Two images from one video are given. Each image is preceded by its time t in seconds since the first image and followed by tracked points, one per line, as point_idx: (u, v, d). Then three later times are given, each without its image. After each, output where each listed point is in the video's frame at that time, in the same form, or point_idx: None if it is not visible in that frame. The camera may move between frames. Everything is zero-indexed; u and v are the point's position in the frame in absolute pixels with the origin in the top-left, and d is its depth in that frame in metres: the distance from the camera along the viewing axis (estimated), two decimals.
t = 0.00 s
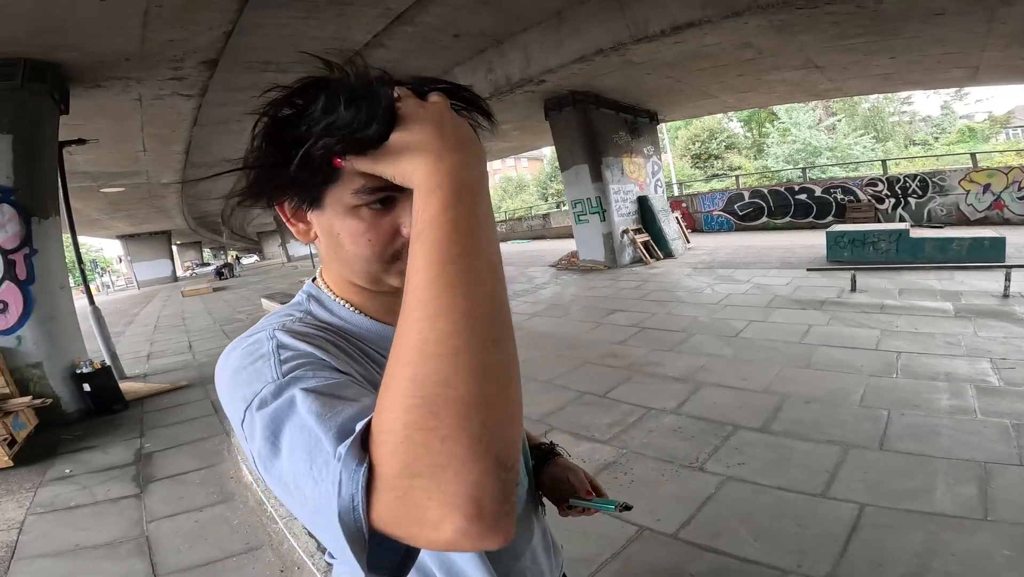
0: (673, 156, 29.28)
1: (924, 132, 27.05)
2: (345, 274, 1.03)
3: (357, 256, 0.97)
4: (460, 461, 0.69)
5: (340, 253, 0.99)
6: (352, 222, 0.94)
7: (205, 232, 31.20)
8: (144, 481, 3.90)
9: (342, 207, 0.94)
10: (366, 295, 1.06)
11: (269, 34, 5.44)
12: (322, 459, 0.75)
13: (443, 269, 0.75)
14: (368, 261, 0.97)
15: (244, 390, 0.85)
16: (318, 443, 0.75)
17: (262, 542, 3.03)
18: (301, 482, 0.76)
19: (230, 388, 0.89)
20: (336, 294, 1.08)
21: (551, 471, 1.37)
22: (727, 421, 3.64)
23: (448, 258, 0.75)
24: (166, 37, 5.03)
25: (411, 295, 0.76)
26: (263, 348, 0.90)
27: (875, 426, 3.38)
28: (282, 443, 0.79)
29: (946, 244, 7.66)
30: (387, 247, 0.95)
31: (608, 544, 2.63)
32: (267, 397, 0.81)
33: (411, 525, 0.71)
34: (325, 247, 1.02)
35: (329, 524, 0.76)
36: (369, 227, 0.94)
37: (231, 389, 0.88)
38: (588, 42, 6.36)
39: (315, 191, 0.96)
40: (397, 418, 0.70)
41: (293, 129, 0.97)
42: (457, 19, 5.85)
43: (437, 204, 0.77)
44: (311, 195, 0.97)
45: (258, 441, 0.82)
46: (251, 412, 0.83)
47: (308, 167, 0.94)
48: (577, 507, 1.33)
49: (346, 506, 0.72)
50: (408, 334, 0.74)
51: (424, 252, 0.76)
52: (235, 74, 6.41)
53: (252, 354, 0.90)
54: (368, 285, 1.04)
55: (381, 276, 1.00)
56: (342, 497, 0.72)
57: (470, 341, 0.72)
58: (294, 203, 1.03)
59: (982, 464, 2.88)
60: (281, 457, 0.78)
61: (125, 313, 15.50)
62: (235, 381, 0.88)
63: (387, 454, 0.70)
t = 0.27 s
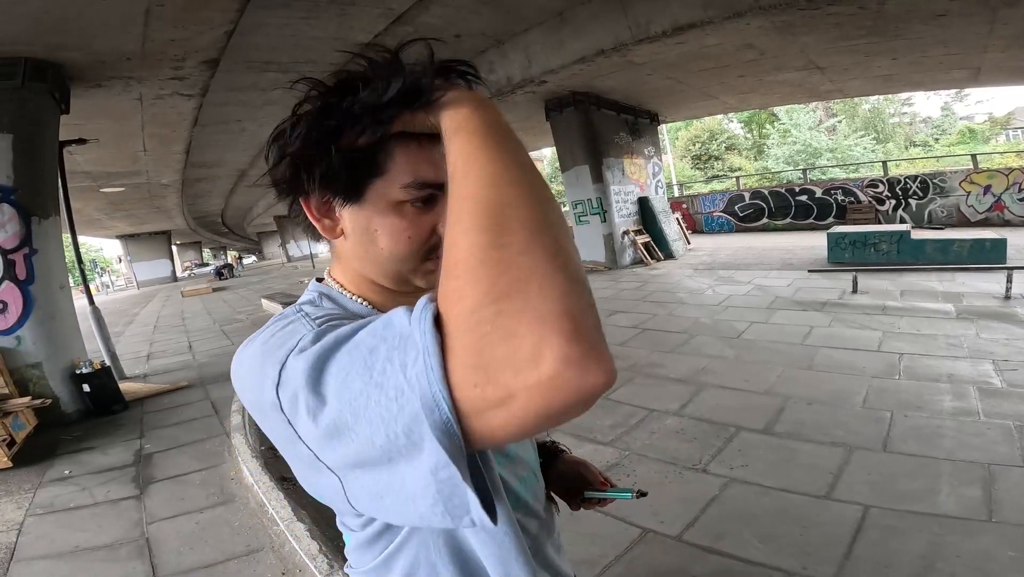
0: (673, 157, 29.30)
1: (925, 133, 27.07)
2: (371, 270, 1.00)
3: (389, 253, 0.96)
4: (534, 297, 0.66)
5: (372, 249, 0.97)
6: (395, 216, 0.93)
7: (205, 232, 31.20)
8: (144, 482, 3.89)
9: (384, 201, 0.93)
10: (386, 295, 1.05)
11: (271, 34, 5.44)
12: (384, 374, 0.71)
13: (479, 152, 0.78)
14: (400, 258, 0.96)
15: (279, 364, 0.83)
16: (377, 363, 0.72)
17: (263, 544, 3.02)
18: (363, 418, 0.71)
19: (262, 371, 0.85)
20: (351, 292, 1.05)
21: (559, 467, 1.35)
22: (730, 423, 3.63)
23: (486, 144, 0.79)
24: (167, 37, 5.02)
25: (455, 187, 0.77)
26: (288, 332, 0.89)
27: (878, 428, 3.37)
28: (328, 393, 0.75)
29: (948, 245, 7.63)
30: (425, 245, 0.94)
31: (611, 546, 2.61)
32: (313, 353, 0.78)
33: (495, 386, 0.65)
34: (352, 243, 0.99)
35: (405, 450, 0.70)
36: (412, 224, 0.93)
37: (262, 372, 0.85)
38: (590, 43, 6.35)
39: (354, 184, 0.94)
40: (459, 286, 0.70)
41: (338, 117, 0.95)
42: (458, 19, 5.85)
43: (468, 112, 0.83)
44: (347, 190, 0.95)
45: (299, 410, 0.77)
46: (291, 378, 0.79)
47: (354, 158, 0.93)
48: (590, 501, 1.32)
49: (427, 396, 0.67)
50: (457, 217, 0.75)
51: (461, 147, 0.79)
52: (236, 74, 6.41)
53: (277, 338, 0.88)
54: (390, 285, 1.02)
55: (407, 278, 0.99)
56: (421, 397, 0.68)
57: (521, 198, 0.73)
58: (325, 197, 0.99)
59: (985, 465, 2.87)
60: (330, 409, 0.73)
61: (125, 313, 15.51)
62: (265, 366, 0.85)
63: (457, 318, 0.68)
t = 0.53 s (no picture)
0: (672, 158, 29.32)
1: (924, 134, 27.11)
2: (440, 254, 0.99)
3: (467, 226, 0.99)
4: (576, 170, 0.70)
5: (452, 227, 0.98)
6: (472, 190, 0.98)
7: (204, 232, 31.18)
8: (143, 483, 3.88)
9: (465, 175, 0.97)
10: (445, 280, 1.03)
11: (272, 34, 5.43)
12: (439, 282, 0.72)
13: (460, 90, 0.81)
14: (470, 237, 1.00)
15: (323, 316, 0.83)
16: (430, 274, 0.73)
17: (263, 545, 3.02)
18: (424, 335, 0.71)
19: (302, 333, 0.85)
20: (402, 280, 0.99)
21: (560, 454, 1.33)
22: (731, 424, 3.63)
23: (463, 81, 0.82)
24: (168, 36, 5.02)
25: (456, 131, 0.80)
26: (324, 297, 0.88)
27: (879, 429, 3.36)
28: (384, 324, 0.75)
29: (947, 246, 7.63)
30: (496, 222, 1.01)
31: (611, 548, 2.61)
32: (365, 292, 0.79)
33: (563, 261, 0.68)
34: (429, 228, 0.96)
35: (475, 356, 0.71)
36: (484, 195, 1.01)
37: (303, 333, 0.85)
38: (590, 43, 6.35)
39: (438, 161, 0.94)
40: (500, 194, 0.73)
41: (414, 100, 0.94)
42: (459, 19, 5.85)
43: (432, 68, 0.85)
44: (431, 168, 0.94)
45: (354, 353, 0.77)
46: (341, 324, 0.79)
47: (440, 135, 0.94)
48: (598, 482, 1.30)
49: (491, 289, 0.69)
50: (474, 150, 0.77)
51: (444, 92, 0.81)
52: (236, 74, 6.41)
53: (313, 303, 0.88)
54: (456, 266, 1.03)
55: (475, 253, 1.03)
56: (487, 293, 0.69)
57: (520, 107, 0.76)
58: (398, 180, 0.93)
59: (985, 466, 2.87)
60: (391, 336, 0.74)
61: (125, 313, 15.50)
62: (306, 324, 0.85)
63: (508, 220, 0.72)
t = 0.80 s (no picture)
0: (672, 159, 29.33)
1: (923, 135, 27.12)
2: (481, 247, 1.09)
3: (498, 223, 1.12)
4: (627, 186, 0.78)
5: (491, 224, 1.09)
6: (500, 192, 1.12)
7: (203, 233, 31.14)
8: (141, 484, 3.87)
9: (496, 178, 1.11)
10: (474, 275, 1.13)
11: (272, 35, 5.44)
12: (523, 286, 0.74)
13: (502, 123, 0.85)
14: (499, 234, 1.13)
15: (398, 309, 0.81)
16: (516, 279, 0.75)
17: (262, 546, 3.02)
18: (506, 335, 0.72)
19: (372, 324, 0.83)
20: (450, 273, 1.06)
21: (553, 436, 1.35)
22: (730, 425, 3.63)
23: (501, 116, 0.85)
24: (168, 37, 5.02)
25: (500, 163, 0.84)
26: (391, 291, 0.86)
27: (878, 430, 3.37)
28: (467, 320, 0.76)
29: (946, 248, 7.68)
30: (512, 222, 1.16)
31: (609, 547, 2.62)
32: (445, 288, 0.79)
33: (625, 265, 0.76)
34: (476, 222, 1.06)
35: (553, 360, 0.73)
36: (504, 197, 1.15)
37: (373, 324, 0.83)
38: (590, 45, 6.36)
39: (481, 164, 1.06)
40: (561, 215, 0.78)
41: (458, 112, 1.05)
42: (458, 20, 5.86)
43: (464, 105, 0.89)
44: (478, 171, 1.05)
45: (433, 349, 0.77)
46: (420, 319, 0.79)
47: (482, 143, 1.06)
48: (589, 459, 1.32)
49: (572, 293, 0.72)
50: (525, 177, 0.82)
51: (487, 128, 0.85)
52: (237, 75, 6.42)
53: (379, 294, 0.86)
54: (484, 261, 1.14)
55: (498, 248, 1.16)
56: (571, 300, 0.72)
57: (563, 137, 0.83)
58: (453, 181, 1.01)
59: (984, 468, 2.87)
60: (474, 333, 0.75)
61: (124, 313, 15.49)
62: (376, 317, 0.83)
63: (572, 229, 0.77)
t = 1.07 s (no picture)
0: (672, 160, 29.35)
1: (923, 137, 27.13)
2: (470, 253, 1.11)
3: (488, 225, 1.12)
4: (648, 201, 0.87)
5: (481, 226, 1.10)
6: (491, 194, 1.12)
7: (203, 233, 31.14)
8: (141, 485, 3.88)
9: (486, 181, 1.11)
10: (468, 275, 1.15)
11: (272, 35, 5.45)
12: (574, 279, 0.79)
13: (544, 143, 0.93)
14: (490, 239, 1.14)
15: (452, 302, 0.84)
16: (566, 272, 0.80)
17: (261, 547, 3.02)
18: (557, 323, 0.78)
19: (425, 317, 0.85)
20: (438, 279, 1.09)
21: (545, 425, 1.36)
22: (729, 427, 3.64)
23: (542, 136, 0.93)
24: (169, 38, 5.03)
25: (545, 179, 0.94)
26: (436, 287, 0.89)
27: (876, 432, 3.37)
28: (517, 312, 0.80)
29: (944, 249, 7.75)
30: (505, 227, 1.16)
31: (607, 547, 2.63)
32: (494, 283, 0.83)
33: (646, 262, 0.83)
34: (463, 228, 1.07)
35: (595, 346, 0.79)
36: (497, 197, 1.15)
37: (426, 316, 0.85)
38: (589, 46, 6.37)
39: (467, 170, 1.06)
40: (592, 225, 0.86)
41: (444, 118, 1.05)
42: (458, 21, 5.87)
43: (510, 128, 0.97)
44: (463, 177, 1.05)
45: (487, 338, 0.81)
46: (474, 312, 0.82)
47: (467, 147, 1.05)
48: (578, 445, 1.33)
49: (610, 281, 0.79)
50: (563, 189, 0.90)
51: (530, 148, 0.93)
52: (237, 76, 6.43)
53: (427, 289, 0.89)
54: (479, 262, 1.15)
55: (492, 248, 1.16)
56: (614, 290, 0.79)
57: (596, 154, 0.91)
58: (438, 189, 1.03)
59: (981, 469, 2.88)
60: (525, 324, 0.79)
61: (123, 314, 15.48)
62: (429, 309, 0.86)
63: (604, 231, 0.84)
